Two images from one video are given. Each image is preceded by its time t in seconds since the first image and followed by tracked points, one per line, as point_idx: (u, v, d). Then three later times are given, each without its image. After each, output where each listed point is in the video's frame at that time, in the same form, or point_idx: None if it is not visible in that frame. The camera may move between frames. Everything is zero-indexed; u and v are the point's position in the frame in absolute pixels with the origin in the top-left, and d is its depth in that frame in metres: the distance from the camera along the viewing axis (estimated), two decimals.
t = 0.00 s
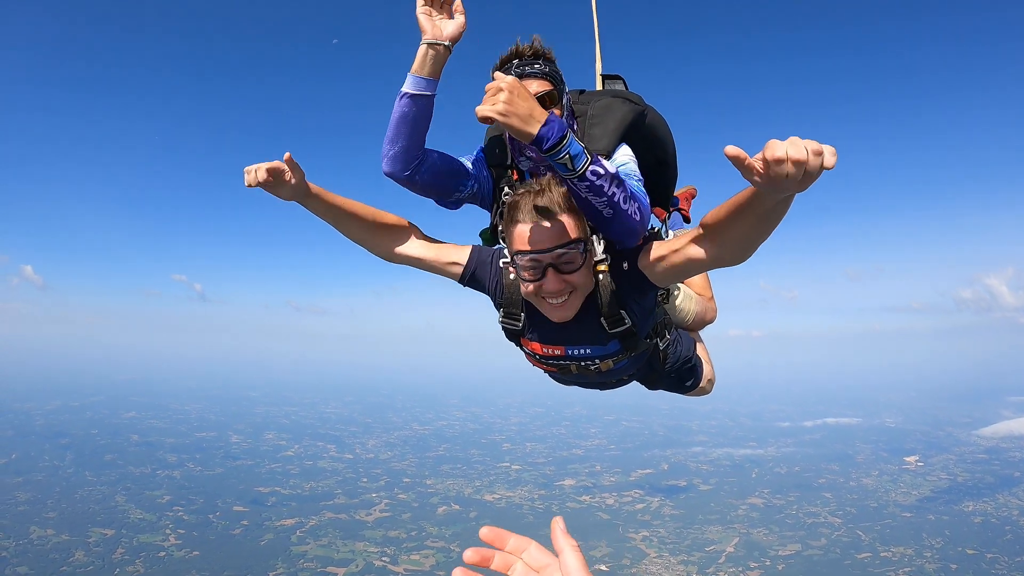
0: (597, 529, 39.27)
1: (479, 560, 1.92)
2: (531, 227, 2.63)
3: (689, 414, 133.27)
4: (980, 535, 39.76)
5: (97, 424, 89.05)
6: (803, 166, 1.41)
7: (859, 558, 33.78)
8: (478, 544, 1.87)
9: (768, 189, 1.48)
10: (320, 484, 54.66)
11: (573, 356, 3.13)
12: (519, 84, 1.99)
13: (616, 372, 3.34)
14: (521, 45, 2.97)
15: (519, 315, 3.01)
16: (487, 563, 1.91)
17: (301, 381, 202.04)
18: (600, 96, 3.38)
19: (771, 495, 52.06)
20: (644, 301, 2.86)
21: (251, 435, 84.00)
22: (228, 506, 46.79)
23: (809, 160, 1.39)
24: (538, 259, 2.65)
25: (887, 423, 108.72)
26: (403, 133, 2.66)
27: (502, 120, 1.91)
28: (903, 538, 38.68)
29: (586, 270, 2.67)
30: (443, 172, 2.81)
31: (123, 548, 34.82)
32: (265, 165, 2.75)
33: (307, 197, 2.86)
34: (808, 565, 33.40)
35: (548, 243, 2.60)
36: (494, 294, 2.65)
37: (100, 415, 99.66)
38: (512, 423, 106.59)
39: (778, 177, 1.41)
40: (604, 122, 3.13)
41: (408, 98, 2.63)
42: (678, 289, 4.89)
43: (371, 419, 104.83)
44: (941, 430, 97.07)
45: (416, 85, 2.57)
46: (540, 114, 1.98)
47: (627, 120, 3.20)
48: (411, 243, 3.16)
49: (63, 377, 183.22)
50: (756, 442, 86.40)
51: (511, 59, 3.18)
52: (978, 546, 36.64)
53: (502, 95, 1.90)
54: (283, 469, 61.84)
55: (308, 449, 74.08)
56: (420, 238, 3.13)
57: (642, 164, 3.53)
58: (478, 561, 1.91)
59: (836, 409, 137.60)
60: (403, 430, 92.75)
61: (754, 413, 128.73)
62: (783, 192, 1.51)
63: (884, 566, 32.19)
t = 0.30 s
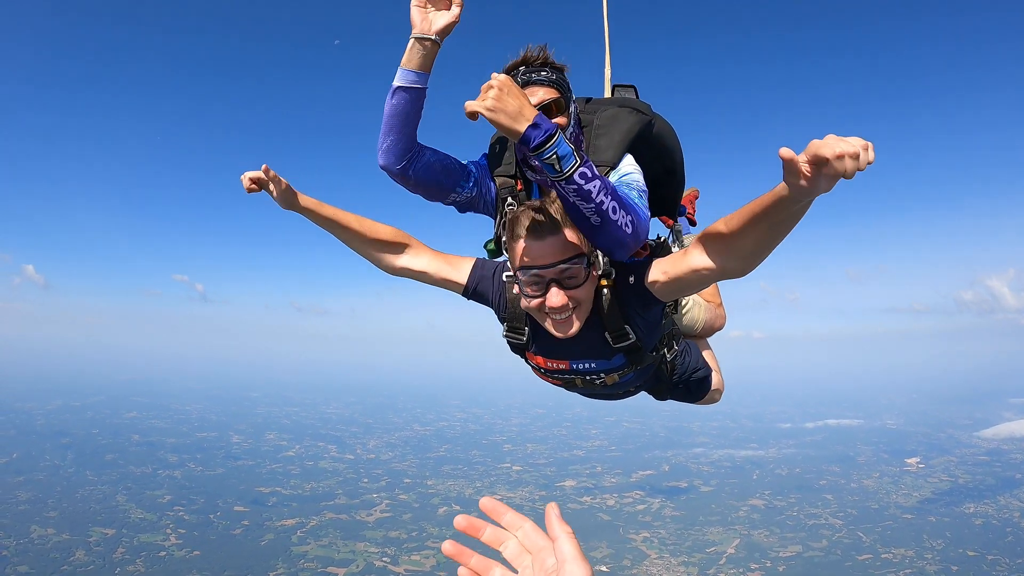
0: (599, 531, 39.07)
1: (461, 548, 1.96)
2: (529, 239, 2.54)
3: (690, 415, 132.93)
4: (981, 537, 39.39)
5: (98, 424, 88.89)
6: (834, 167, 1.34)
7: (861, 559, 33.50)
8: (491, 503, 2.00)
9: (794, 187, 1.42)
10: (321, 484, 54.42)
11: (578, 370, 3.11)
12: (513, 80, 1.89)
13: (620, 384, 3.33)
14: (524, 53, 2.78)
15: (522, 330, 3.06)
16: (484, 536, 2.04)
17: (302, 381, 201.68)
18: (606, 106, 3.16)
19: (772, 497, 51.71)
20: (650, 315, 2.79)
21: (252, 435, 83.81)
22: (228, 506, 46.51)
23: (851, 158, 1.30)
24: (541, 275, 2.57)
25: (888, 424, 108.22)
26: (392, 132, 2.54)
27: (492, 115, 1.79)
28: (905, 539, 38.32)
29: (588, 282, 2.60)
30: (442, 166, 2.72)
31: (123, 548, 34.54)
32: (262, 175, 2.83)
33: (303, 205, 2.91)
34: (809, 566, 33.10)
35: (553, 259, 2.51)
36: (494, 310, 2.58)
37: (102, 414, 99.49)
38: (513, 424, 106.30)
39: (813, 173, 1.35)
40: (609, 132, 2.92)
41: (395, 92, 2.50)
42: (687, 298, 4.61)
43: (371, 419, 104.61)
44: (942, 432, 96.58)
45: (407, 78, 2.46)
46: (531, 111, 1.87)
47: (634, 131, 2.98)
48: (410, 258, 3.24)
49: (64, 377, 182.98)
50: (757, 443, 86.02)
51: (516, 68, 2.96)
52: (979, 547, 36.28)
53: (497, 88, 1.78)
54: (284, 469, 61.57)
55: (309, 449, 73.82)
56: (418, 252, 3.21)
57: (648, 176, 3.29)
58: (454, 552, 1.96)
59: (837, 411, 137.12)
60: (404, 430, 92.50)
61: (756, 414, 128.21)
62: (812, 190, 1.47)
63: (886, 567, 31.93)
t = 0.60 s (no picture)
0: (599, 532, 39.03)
1: (492, 498, 1.90)
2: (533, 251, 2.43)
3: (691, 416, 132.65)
4: (982, 538, 39.18)
5: (99, 423, 88.88)
6: (842, 167, 1.25)
7: (861, 561, 33.31)
8: (519, 465, 1.82)
9: (803, 192, 1.34)
10: (322, 484, 54.26)
11: (583, 379, 2.90)
12: (517, 93, 1.72)
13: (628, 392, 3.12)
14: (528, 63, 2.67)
15: (527, 339, 2.89)
16: (505, 504, 1.86)
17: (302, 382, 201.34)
18: (611, 115, 3.01)
19: (772, 498, 51.48)
20: (656, 324, 2.62)
21: (253, 436, 83.68)
22: (229, 506, 46.35)
23: (856, 157, 1.21)
24: (545, 281, 2.43)
25: (889, 425, 107.98)
26: (394, 147, 2.43)
27: (494, 131, 1.66)
28: (906, 540, 38.09)
29: (590, 291, 2.46)
30: (443, 175, 2.61)
31: (123, 547, 34.38)
32: (261, 183, 2.73)
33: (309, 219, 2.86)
34: (809, 567, 32.88)
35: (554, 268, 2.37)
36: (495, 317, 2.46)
37: (102, 414, 99.42)
38: (514, 424, 106.06)
39: (825, 173, 1.27)
40: (614, 142, 2.73)
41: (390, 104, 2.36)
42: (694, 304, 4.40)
43: (372, 420, 104.49)
44: (944, 433, 96.22)
45: (398, 91, 2.29)
46: (531, 127, 1.69)
47: (640, 141, 2.81)
48: (414, 269, 3.19)
49: (64, 376, 182.88)
50: (758, 445, 85.77)
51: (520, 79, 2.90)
52: (980, 548, 36.12)
53: (501, 104, 1.62)
54: (285, 469, 61.42)
55: (309, 449, 73.61)
56: (422, 260, 3.17)
57: (652, 186, 3.13)
58: (499, 490, 1.90)
59: (838, 412, 136.87)
60: (404, 431, 92.40)
61: (756, 415, 127.94)
62: (820, 198, 1.37)
63: (886, 568, 31.81)
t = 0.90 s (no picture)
0: (600, 533, 39.01)
1: (419, 489, 1.47)
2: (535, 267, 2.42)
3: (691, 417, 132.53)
4: (982, 540, 39.06)
5: (99, 421, 88.83)
6: (815, 186, 1.28)
7: (861, 563, 33.19)
8: (459, 449, 1.44)
9: (782, 208, 1.35)
10: (322, 484, 54.19)
11: (586, 394, 2.84)
12: (510, 127, 1.70)
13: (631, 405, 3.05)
14: (525, 83, 2.65)
15: (529, 354, 2.81)
16: (442, 473, 1.48)
17: (302, 383, 201.20)
18: (611, 128, 2.95)
19: (773, 499, 51.33)
20: (657, 338, 2.57)
21: (253, 436, 83.59)
22: (229, 506, 46.19)
23: (834, 173, 1.22)
24: (540, 296, 2.44)
25: (889, 427, 107.72)
26: (385, 174, 2.42)
27: (486, 166, 1.61)
28: (906, 542, 37.92)
29: (588, 307, 2.45)
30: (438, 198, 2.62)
31: (123, 546, 34.20)
32: (267, 193, 2.68)
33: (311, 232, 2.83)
34: (809, 569, 32.73)
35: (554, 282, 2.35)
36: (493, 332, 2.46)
37: (102, 413, 99.39)
38: (514, 425, 105.96)
39: (807, 190, 1.27)
40: (613, 158, 2.68)
41: (379, 133, 2.36)
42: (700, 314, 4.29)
43: (372, 420, 104.41)
44: (944, 434, 95.94)
45: (386, 118, 2.29)
46: (526, 162, 1.64)
47: (640, 157, 2.76)
48: (418, 279, 3.13)
49: (65, 376, 182.74)
50: (758, 446, 85.62)
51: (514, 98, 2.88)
52: (980, 550, 36.03)
53: (490, 141, 1.61)
54: (285, 469, 61.28)
55: (309, 449, 73.42)
56: (425, 270, 3.12)
57: (653, 198, 3.07)
58: (432, 475, 1.47)
59: (838, 413, 136.61)
60: (404, 431, 92.30)
61: (757, 416, 127.76)
62: (807, 211, 1.37)
63: (887, 570, 31.68)
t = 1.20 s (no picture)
0: (599, 534, 39.04)
1: (295, 550, 1.26)
2: (534, 282, 2.45)
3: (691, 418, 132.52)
4: (982, 541, 39.01)
5: (100, 421, 88.92)
6: (786, 201, 1.35)
7: (861, 564, 33.10)
8: (347, 475, 1.22)
9: (754, 222, 1.42)
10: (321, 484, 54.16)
11: (585, 404, 2.83)
12: (495, 169, 1.68)
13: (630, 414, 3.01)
14: (520, 99, 2.69)
15: (528, 364, 2.81)
16: (333, 495, 1.21)
17: (303, 383, 201.08)
18: (608, 138, 2.94)
19: (773, 500, 51.25)
20: (655, 348, 2.55)
21: (254, 435, 83.62)
22: (229, 505, 46.19)
23: (799, 188, 1.31)
24: (537, 309, 2.45)
25: (890, 429, 107.58)
26: (382, 195, 2.53)
27: (478, 214, 1.59)
28: (906, 544, 37.81)
29: (582, 320, 2.46)
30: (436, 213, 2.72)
31: (123, 545, 34.22)
32: (275, 203, 2.69)
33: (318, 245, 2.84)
34: (809, 570, 32.65)
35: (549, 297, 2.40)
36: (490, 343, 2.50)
37: (103, 412, 99.53)
38: (514, 425, 105.94)
39: (777, 205, 1.34)
40: (610, 170, 2.68)
41: (372, 158, 2.44)
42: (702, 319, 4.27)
43: (373, 420, 104.42)
44: (945, 436, 95.74)
45: (377, 146, 2.41)
46: (518, 199, 1.64)
47: (636, 168, 2.74)
48: (421, 289, 3.15)
49: (67, 375, 183.06)
50: (759, 447, 85.50)
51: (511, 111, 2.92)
52: (980, 552, 35.95)
53: (479, 180, 1.59)
54: (285, 469, 61.30)
55: (310, 449, 73.45)
56: (428, 280, 3.13)
57: (654, 208, 3.04)
58: (326, 507, 1.20)
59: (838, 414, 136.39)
60: (405, 431, 92.34)
61: (757, 417, 127.65)
62: (780, 226, 1.45)
63: (887, 572, 31.55)
